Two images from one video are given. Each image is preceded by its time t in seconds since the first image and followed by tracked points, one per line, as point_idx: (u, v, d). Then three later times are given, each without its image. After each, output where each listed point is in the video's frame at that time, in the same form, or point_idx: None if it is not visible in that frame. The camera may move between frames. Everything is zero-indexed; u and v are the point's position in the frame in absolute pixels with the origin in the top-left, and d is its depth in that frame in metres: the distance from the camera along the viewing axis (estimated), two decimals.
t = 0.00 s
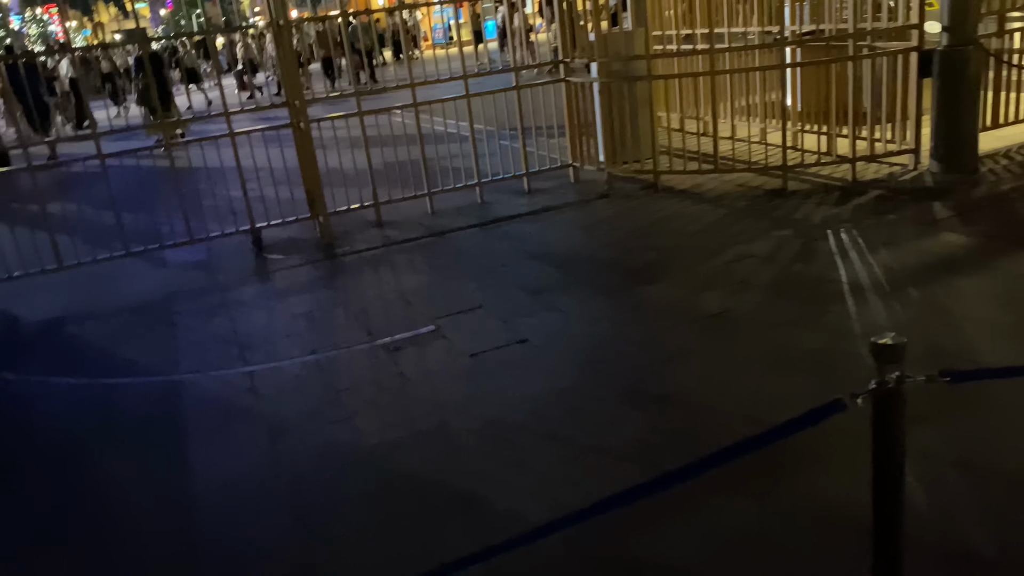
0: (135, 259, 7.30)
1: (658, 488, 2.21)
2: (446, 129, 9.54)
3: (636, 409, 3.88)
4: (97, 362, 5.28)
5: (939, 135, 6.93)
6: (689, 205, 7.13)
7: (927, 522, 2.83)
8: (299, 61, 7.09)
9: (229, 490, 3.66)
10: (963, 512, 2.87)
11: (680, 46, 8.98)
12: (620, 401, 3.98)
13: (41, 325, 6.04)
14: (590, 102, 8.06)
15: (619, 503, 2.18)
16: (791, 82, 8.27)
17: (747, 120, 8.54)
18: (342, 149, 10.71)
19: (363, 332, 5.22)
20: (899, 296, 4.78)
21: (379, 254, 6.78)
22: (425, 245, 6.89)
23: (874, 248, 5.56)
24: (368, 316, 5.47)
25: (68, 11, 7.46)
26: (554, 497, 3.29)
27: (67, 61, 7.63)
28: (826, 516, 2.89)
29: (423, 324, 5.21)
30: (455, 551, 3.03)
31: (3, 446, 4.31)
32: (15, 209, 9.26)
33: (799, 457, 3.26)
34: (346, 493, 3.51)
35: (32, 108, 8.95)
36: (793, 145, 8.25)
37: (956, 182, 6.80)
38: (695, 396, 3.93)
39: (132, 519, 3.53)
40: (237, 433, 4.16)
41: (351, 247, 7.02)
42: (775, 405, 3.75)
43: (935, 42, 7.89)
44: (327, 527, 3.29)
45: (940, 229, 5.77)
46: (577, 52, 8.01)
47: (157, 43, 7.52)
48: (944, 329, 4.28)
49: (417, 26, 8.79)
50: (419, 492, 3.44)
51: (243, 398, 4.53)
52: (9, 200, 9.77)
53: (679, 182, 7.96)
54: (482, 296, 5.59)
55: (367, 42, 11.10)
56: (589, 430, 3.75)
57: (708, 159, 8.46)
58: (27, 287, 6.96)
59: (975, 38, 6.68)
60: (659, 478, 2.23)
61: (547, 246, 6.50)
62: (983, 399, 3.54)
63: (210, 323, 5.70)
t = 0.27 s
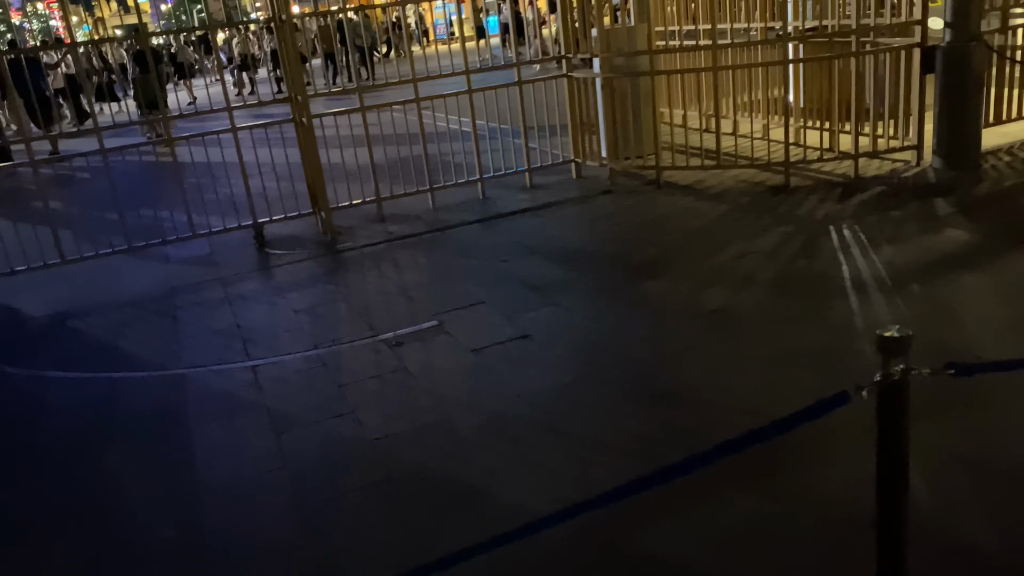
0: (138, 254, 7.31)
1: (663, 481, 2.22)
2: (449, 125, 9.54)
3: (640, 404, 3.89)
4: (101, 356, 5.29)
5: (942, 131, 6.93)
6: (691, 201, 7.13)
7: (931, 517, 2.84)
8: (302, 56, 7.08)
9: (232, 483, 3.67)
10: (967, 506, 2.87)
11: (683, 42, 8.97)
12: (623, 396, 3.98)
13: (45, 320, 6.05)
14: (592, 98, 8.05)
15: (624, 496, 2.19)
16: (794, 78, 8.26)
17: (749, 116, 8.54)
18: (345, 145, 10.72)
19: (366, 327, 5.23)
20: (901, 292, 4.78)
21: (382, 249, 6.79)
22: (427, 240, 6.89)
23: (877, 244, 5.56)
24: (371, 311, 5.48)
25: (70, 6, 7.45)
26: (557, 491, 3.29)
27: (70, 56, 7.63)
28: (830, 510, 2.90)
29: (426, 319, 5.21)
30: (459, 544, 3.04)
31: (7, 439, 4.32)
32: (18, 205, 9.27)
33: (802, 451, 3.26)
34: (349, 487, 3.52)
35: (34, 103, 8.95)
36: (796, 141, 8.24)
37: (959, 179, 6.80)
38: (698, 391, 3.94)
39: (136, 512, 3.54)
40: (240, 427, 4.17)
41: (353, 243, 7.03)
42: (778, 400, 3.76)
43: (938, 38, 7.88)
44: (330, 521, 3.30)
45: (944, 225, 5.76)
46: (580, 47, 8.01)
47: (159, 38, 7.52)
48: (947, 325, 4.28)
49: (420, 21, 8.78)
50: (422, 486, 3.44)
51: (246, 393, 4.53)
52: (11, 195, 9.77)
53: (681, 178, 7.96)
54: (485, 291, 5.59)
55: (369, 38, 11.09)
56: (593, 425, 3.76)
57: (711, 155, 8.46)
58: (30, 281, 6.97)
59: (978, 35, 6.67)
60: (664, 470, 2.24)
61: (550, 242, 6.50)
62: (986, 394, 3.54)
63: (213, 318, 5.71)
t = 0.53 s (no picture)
0: (134, 251, 7.30)
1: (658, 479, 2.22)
2: (446, 123, 9.53)
3: (637, 402, 3.89)
4: (97, 354, 5.29)
5: (939, 129, 6.93)
6: (688, 199, 7.13)
7: (926, 515, 2.84)
8: (299, 53, 7.07)
9: (228, 481, 3.67)
10: (962, 504, 2.87)
11: (680, 40, 8.97)
12: (620, 394, 3.98)
13: (41, 317, 6.04)
14: (589, 95, 8.05)
15: (619, 494, 2.19)
16: (791, 76, 8.27)
17: (746, 114, 8.54)
18: (342, 143, 10.71)
19: (362, 325, 5.22)
20: (898, 290, 4.78)
21: (379, 247, 6.78)
22: (424, 238, 6.89)
23: (873, 243, 5.56)
24: (368, 309, 5.48)
25: (66, 2, 7.43)
26: (554, 490, 3.29)
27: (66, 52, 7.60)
28: (825, 508, 2.90)
29: (422, 317, 5.21)
30: (454, 542, 3.04)
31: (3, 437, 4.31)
32: (14, 202, 9.24)
33: (798, 449, 3.26)
34: (345, 485, 3.51)
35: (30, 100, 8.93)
36: (793, 139, 8.25)
37: (955, 177, 6.80)
38: (694, 390, 3.94)
39: (132, 510, 3.54)
40: (236, 425, 4.16)
41: (350, 240, 7.02)
42: (775, 399, 3.76)
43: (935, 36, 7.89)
44: (326, 519, 3.29)
45: (940, 224, 5.77)
46: (576, 45, 8.00)
47: (156, 34, 7.50)
48: (943, 323, 4.29)
49: (416, 18, 8.77)
50: (418, 484, 3.44)
51: (242, 390, 4.53)
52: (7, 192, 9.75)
53: (678, 176, 7.96)
54: (482, 289, 5.59)
55: (366, 35, 11.08)
56: (589, 423, 3.76)
57: (708, 152, 8.46)
58: (27, 278, 6.96)
59: (975, 33, 6.68)
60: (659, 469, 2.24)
61: (547, 239, 6.50)
62: (982, 393, 3.55)
63: (210, 315, 5.70)
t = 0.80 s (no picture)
0: (130, 248, 7.29)
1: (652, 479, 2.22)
2: (443, 121, 9.52)
3: (632, 400, 3.88)
4: (93, 352, 5.28)
5: (935, 127, 6.93)
6: (685, 197, 7.13)
7: (920, 513, 2.84)
8: (294, 51, 7.05)
9: (223, 479, 3.66)
10: (956, 503, 2.87)
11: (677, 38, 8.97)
12: (616, 392, 3.98)
13: (37, 315, 6.03)
14: (585, 93, 8.04)
15: (613, 493, 2.18)
16: (787, 74, 8.27)
17: (743, 112, 8.54)
18: (339, 141, 10.69)
19: (358, 323, 5.21)
20: (894, 288, 4.79)
21: (375, 244, 6.78)
22: (421, 236, 6.88)
23: (869, 241, 5.56)
24: (364, 307, 5.47)
25: None
26: (549, 488, 3.29)
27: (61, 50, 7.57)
28: (820, 506, 2.90)
29: (418, 315, 5.20)
30: (449, 540, 3.04)
31: None
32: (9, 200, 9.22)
33: (793, 448, 3.26)
34: (340, 483, 3.51)
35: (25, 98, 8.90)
36: (789, 137, 8.25)
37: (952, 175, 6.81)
38: (690, 388, 3.94)
39: (126, 509, 3.53)
40: (231, 423, 4.16)
41: (346, 238, 7.02)
42: (770, 397, 3.76)
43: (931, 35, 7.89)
44: (321, 517, 3.29)
45: (936, 222, 5.77)
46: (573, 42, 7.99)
47: (151, 31, 7.47)
48: (939, 321, 4.29)
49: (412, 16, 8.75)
50: (414, 482, 3.44)
51: (238, 388, 4.52)
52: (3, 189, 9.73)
53: (675, 174, 7.96)
54: (478, 287, 5.58)
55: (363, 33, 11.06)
56: (585, 421, 3.75)
57: (704, 151, 8.46)
58: (22, 276, 6.95)
59: (971, 31, 6.68)
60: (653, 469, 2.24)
61: (543, 237, 6.50)
62: (977, 391, 3.55)
63: (205, 313, 5.69)
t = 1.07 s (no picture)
0: (127, 247, 7.27)
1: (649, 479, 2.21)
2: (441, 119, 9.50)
3: (630, 399, 3.88)
4: (90, 350, 5.26)
5: (934, 125, 6.92)
6: (684, 195, 7.11)
7: (919, 512, 2.83)
8: (293, 48, 7.03)
9: (220, 478, 3.65)
10: (955, 502, 2.87)
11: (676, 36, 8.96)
12: (613, 390, 3.97)
13: (34, 314, 6.02)
14: (584, 91, 8.02)
15: (611, 494, 2.17)
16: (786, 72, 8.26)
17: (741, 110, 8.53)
18: (337, 140, 10.67)
19: (356, 321, 5.20)
20: (892, 286, 4.78)
21: (373, 243, 6.77)
22: (419, 234, 6.87)
23: (868, 239, 5.56)
24: (362, 305, 5.46)
25: None
26: (547, 486, 3.29)
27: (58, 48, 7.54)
28: (818, 506, 2.90)
29: (416, 314, 5.19)
30: (446, 539, 3.03)
31: None
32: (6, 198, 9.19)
33: (791, 447, 3.26)
34: (337, 482, 3.50)
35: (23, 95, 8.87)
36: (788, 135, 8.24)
37: (951, 173, 6.80)
38: (688, 386, 3.93)
39: (123, 508, 3.52)
40: (228, 422, 4.15)
41: (344, 236, 7.01)
42: (769, 395, 3.75)
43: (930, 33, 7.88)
44: (318, 516, 3.28)
45: (934, 220, 5.76)
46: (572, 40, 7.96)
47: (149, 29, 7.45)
48: (937, 320, 4.29)
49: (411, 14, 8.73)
50: (411, 481, 3.43)
51: (235, 387, 4.51)
52: None
53: (674, 172, 7.95)
54: (476, 285, 5.57)
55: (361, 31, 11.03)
56: (583, 420, 3.75)
57: (703, 149, 8.46)
58: (19, 274, 6.93)
59: (970, 29, 6.67)
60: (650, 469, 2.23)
61: (542, 235, 6.49)
62: (975, 390, 3.54)
63: (203, 312, 5.68)
